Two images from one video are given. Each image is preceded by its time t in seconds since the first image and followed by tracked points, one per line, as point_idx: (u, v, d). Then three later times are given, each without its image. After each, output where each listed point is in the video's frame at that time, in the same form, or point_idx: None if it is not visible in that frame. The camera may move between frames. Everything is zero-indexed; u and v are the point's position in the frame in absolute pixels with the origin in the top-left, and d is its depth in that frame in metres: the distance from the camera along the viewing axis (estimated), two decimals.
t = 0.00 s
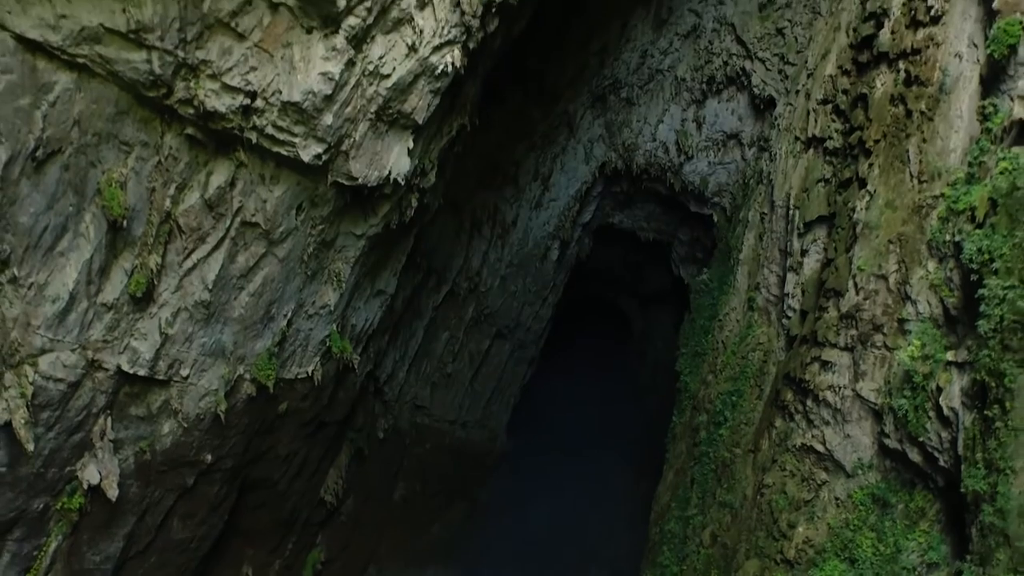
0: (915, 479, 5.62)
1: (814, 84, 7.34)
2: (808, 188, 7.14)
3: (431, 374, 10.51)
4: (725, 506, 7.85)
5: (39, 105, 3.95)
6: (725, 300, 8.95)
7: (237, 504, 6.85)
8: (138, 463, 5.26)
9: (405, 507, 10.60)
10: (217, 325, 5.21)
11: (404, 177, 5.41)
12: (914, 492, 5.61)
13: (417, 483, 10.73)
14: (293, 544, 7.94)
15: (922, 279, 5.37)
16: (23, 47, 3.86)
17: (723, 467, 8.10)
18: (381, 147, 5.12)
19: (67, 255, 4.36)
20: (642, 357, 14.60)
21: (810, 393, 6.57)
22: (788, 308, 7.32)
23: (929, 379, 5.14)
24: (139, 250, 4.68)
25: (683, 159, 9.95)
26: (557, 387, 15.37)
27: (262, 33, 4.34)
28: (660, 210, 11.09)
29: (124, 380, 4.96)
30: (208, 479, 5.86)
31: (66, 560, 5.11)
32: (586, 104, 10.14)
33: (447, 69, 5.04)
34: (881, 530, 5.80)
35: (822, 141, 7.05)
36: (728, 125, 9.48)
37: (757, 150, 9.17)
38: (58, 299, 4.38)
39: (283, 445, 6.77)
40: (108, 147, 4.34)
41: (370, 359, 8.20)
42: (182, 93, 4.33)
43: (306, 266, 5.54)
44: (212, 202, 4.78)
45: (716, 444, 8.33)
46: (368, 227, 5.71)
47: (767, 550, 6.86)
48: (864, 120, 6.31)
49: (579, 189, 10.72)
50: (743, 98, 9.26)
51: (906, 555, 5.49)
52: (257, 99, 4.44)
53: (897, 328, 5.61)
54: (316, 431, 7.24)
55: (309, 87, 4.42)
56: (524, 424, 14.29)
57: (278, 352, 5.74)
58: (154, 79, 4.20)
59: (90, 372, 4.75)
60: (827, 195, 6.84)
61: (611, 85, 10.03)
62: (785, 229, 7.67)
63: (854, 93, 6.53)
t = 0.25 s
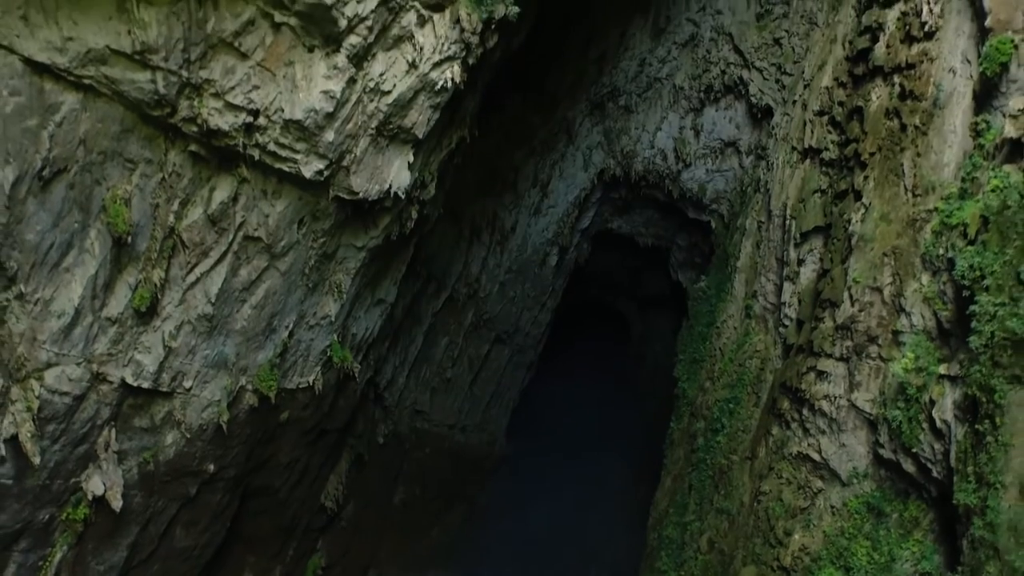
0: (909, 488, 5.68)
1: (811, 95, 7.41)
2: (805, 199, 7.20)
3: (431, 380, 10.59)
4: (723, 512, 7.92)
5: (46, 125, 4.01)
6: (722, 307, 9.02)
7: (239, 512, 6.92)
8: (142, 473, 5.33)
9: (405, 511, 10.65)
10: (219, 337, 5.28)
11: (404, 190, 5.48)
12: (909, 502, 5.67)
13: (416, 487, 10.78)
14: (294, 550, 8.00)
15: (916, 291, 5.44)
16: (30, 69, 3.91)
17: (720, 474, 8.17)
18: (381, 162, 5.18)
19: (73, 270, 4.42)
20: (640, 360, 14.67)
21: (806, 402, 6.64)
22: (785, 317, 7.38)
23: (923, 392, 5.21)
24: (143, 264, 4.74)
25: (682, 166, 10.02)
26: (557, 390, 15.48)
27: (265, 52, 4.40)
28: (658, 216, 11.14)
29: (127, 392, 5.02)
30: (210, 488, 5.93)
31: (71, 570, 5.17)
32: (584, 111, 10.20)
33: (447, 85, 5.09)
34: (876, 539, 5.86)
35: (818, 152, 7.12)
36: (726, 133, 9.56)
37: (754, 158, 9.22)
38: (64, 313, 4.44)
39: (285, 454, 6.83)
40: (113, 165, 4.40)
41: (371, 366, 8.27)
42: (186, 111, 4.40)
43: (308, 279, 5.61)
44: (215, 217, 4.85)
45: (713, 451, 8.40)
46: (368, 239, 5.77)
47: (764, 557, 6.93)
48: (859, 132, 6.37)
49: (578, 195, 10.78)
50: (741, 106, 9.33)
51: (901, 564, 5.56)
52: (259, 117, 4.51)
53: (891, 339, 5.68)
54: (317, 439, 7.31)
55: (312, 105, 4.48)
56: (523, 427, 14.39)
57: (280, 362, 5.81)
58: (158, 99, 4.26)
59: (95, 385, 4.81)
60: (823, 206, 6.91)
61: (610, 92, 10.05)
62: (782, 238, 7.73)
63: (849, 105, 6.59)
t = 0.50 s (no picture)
0: (904, 496, 5.74)
1: (808, 103, 7.46)
2: (802, 207, 7.26)
3: (431, 384, 10.65)
4: (721, 517, 7.98)
5: (51, 142, 4.05)
6: (720, 313, 9.08)
7: (240, 518, 6.98)
8: (145, 482, 5.39)
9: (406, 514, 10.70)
10: (222, 347, 5.33)
11: (404, 202, 5.54)
12: (904, 509, 5.73)
13: (417, 489, 10.83)
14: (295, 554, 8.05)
15: (911, 302, 5.50)
16: (37, 88, 3.96)
17: (718, 479, 8.23)
18: (381, 173, 5.23)
19: (77, 283, 4.47)
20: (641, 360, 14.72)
21: (803, 409, 6.70)
22: (782, 324, 7.44)
23: (917, 402, 5.27)
24: (147, 277, 4.80)
25: (680, 172, 9.99)
26: (557, 392, 15.53)
27: (267, 68, 4.46)
28: (657, 221, 11.15)
29: (131, 402, 5.08)
30: (213, 496, 6.00)
31: None
32: (583, 117, 10.25)
33: (447, 98, 5.15)
34: (871, 545, 5.93)
35: (815, 161, 7.17)
36: (724, 139, 9.51)
37: (751, 165, 9.22)
38: (69, 326, 4.49)
39: (286, 461, 6.89)
40: (117, 180, 4.45)
41: (371, 372, 8.32)
42: (189, 127, 4.46)
43: (309, 289, 5.66)
44: (217, 230, 4.91)
45: (711, 456, 8.47)
46: (369, 248, 5.83)
47: (761, 562, 6.99)
48: (855, 142, 6.43)
49: (577, 200, 10.83)
50: (739, 113, 9.28)
51: (896, 571, 5.62)
52: (261, 132, 4.56)
53: (887, 348, 5.74)
54: (317, 445, 7.36)
55: (313, 120, 4.54)
56: (524, 428, 14.43)
57: (282, 371, 5.87)
58: (162, 115, 4.31)
59: (99, 396, 4.85)
60: (820, 215, 6.96)
61: (608, 99, 10.11)
62: (780, 245, 7.79)
63: (846, 115, 6.65)
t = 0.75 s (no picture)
0: (899, 505, 5.81)
1: (805, 114, 7.53)
2: (799, 217, 7.32)
3: (431, 389, 10.72)
4: (718, 523, 8.05)
5: (58, 162, 4.10)
6: (718, 320, 9.14)
7: (242, 525, 7.05)
8: (148, 492, 5.45)
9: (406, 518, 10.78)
10: (224, 359, 5.40)
11: (404, 215, 5.60)
12: (898, 518, 5.80)
13: (417, 493, 10.90)
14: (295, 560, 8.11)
15: (905, 313, 5.57)
16: (43, 109, 3.98)
17: (716, 485, 8.30)
18: (382, 187, 5.29)
19: (82, 298, 4.53)
20: (640, 364, 14.79)
21: (799, 418, 6.77)
22: (779, 332, 7.50)
23: (911, 413, 5.34)
24: (150, 291, 4.86)
25: (678, 179, 10.07)
26: (558, 395, 15.62)
27: (269, 85, 4.52)
28: (655, 226, 11.19)
29: (134, 414, 5.13)
30: (215, 505, 6.07)
31: None
32: (582, 124, 10.32)
33: (446, 112, 5.21)
34: (867, 553, 6.00)
35: (812, 171, 7.23)
36: (722, 146, 9.64)
37: (750, 172, 9.29)
38: (73, 340, 4.56)
39: (288, 468, 6.95)
40: (121, 197, 4.51)
41: (371, 379, 8.39)
42: (192, 144, 4.51)
43: (310, 300, 5.73)
44: (220, 244, 4.98)
45: (709, 462, 8.54)
46: (370, 260, 5.89)
47: (758, 569, 7.06)
48: (851, 154, 6.51)
49: (576, 207, 10.89)
50: (736, 121, 9.43)
51: None
52: (264, 149, 4.62)
53: (882, 359, 5.81)
54: (318, 452, 7.43)
55: (315, 137, 4.60)
56: (524, 431, 14.52)
57: (283, 382, 5.93)
58: (166, 134, 4.37)
59: (103, 408, 4.91)
60: (816, 225, 7.03)
61: (607, 106, 10.10)
62: (776, 254, 7.85)
63: (842, 126, 6.71)
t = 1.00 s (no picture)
0: (894, 513, 5.87)
1: (802, 122, 7.58)
2: (796, 225, 7.38)
3: (430, 394, 10.77)
4: (715, 528, 8.12)
5: (63, 178, 4.15)
6: (716, 325, 9.20)
7: (244, 531, 7.09)
8: (151, 500, 5.51)
9: (406, 521, 10.84)
10: (226, 369, 5.45)
11: (404, 225, 5.65)
12: (893, 525, 5.86)
13: (416, 496, 10.96)
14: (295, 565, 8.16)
15: (900, 323, 5.63)
16: (49, 126, 4.03)
17: (713, 490, 8.36)
18: (382, 199, 5.35)
19: (86, 310, 4.58)
20: (639, 366, 14.84)
21: (795, 425, 6.83)
22: (776, 339, 7.56)
23: (906, 423, 5.41)
24: (154, 302, 4.91)
25: (677, 185, 10.07)
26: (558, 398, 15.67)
27: (271, 100, 4.57)
28: (653, 230, 11.22)
29: (138, 424, 5.19)
30: (217, 512, 6.13)
31: None
32: (581, 130, 10.36)
33: (446, 124, 5.27)
34: (862, 560, 6.07)
35: (809, 180, 7.29)
36: (720, 153, 9.60)
37: (747, 179, 9.28)
38: (78, 352, 4.61)
39: (289, 475, 7.01)
40: (125, 211, 4.56)
41: (371, 385, 8.44)
42: (195, 159, 4.55)
43: (311, 310, 5.79)
44: (222, 257, 5.04)
45: (707, 467, 8.60)
46: (370, 270, 5.95)
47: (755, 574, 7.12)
48: (847, 163, 6.55)
49: (575, 212, 10.94)
50: (734, 128, 9.41)
51: None
52: (266, 163, 4.68)
53: (877, 368, 5.87)
54: (319, 458, 7.49)
55: (316, 152, 4.66)
56: (523, 434, 14.58)
57: (285, 391, 5.99)
58: (170, 149, 4.42)
59: (107, 419, 4.96)
60: (813, 233, 7.08)
61: (606, 113, 10.22)
62: (774, 262, 7.91)
63: (839, 135, 6.76)
